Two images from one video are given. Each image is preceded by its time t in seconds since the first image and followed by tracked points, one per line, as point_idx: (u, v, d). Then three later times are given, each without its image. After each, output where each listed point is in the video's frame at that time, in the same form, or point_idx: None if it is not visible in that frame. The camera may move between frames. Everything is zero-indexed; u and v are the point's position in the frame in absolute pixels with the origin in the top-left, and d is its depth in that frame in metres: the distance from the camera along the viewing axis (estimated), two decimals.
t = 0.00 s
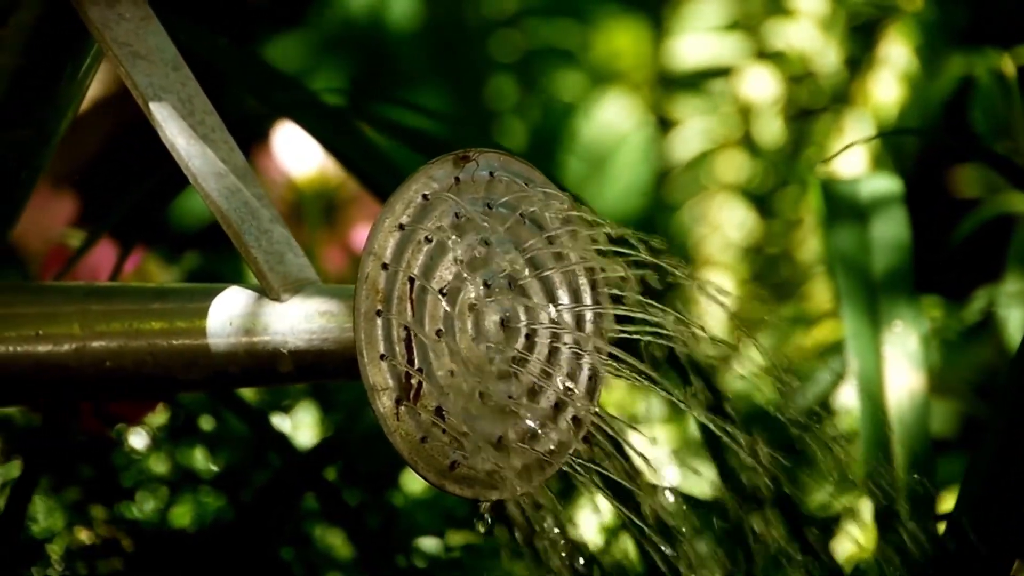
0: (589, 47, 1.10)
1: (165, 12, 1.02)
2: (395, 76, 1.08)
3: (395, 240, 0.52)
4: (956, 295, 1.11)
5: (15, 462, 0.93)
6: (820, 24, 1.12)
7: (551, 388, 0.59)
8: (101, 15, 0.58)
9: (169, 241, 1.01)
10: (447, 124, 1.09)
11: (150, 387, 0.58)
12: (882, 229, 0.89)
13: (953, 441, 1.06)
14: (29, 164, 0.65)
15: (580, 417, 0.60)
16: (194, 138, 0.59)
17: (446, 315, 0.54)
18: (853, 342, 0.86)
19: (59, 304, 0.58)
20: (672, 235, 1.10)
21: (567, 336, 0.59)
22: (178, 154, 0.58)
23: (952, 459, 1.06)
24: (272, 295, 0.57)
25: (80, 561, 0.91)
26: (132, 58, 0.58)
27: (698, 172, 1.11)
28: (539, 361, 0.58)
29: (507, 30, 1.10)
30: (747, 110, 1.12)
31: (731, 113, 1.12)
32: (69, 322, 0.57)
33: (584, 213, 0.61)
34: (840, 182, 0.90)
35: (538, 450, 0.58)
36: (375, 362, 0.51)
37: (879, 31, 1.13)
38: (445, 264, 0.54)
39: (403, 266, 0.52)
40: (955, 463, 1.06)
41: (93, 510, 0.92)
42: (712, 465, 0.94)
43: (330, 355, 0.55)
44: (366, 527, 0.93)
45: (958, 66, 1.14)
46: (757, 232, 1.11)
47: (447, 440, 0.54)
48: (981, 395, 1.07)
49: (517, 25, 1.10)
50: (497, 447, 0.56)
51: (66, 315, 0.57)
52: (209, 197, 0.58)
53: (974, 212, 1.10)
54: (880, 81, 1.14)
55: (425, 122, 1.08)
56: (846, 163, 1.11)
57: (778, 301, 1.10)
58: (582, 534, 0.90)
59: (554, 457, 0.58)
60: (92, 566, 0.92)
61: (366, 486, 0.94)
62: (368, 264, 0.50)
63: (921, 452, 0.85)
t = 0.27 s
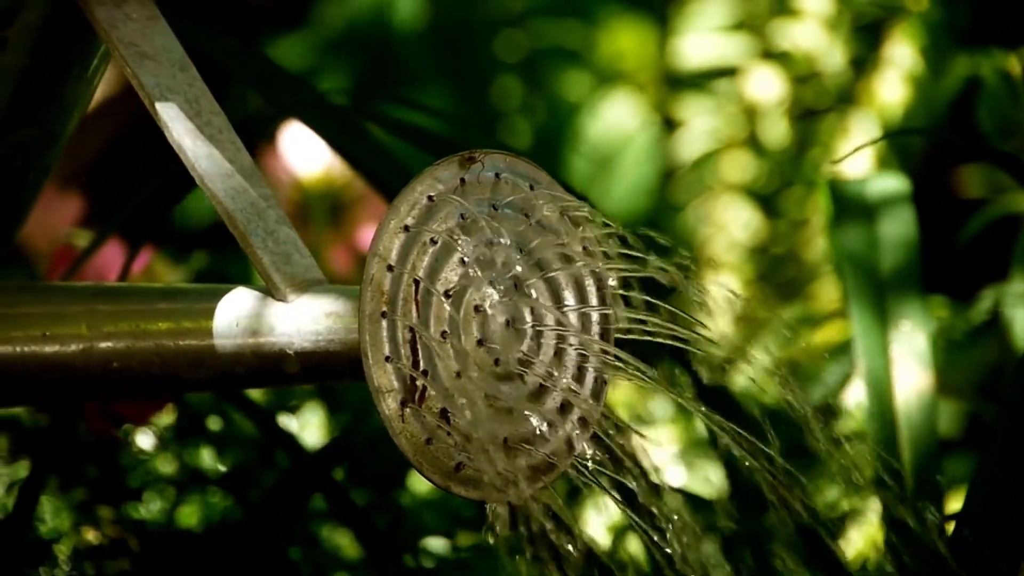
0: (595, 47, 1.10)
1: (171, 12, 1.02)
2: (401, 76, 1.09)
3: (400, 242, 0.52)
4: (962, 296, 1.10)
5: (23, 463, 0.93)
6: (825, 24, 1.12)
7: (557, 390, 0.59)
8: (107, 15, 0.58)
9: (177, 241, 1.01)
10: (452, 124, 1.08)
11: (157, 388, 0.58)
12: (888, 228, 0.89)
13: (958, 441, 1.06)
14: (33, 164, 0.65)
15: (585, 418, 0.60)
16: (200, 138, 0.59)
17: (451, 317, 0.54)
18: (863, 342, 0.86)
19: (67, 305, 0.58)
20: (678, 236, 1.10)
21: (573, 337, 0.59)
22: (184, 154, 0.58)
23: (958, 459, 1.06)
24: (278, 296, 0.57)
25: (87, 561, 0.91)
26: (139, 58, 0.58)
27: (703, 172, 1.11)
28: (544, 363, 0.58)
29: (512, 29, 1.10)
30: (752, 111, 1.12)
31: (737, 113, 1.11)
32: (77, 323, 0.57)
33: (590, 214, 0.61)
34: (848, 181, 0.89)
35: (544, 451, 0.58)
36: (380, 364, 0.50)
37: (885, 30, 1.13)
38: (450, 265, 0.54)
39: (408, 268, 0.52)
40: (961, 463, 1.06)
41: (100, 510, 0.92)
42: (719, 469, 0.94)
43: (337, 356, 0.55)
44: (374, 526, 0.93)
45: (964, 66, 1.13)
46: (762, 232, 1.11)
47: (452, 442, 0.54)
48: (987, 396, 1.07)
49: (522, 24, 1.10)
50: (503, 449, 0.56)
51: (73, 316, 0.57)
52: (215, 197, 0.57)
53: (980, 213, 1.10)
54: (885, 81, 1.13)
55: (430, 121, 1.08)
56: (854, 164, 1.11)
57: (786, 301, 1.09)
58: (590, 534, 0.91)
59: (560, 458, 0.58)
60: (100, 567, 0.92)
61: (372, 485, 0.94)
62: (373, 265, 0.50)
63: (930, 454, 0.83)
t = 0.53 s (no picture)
0: (602, 47, 1.11)
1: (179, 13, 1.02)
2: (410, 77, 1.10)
3: (407, 240, 0.52)
4: (973, 295, 1.10)
5: (32, 463, 0.93)
6: (832, 25, 1.12)
7: (564, 388, 0.59)
8: (115, 14, 0.58)
9: (187, 242, 1.01)
10: (458, 123, 1.08)
11: (165, 386, 0.58)
12: (896, 226, 0.89)
13: (963, 440, 1.06)
14: (42, 165, 0.65)
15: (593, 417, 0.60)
16: (208, 137, 0.59)
17: (458, 315, 0.54)
18: (873, 341, 0.85)
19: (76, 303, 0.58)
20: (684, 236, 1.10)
21: (581, 334, 0.59)
22: (192, 153, 0.59)
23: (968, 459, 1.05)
24: (285, 293, 0.57)
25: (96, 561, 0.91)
26: (147, 57, 0.59)
27: (709, 172, 1.11)
28: (552, 361, 0.58)
29: (518, 29, 1.11)
30: (759, 112, 1.12)
31: (743, 113, 1.11)
32: (86, 322, 0.57)
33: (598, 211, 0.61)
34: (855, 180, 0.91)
35: (552, 449, 0.58)
36: (387, 361, 0.51)
37: (893, 30, 1.13)
38: (457, 263, 0.54)
39: (415, 265, 0.52)
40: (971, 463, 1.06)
41: (108, 511, 0.92)
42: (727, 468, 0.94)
43: (344, 354, 0.54)
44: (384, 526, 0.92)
45: (971, 66, 1.13)
46: (768, 233, 1.10)
47: (460, 440, 0.53)
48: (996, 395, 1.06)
49: (529, 24, 1.11)
50: (512, 447, 0.56)
51: (82, 314, 0.58)
52: (223, 196, 0.58)
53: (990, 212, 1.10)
54: (891, 82, 1.13)
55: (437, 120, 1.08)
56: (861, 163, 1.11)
57: (793, 299, 1.09)
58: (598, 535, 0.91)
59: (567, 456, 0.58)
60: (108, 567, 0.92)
61: (382, 484, 0.94)
62: (379, 264, 0.51)
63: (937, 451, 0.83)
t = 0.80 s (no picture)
0: (608, 47, 1.11)
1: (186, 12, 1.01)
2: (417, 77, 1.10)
3: (420, 235, 0.52)
4: (981, 295, 1.10)
5: (40, 463, 0.91)
6: (838, 25, 1.12)
7: (577, 382, 0.58)
8: (124, 10, 0.58)
9: (193, 242, 1.01)
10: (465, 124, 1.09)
11: (176, 383, 0.58)
12: (904, 224, 0.89)
13: (969, 440, 1.05)
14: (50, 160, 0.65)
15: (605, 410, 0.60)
16: (218, 134, 0.59)
17: (471, 309, 0.54)
18: (882, 338, 0.84)
19: (85, 301, 0.57)
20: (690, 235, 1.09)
21: (592, 329, 0.59)
22: (203, 150, 0.58)
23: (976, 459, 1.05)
24: (297, 289, 0.57)
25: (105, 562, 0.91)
26: (156, 54, 0.58)
27: (716, 172, 1.11)
28: (564, 355, 0.58)
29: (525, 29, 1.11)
30: (765, 111, 1.12)
31: (749, 113, 1.11)
32: (95, 318, 0.56)
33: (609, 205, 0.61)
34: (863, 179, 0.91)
35: (565, 443, 0.58)
36: (400, 356, 0.51)
37: (897, 31, 1.13)
38: (470, 258, 0.54)
39: (428, 260, 0.52)
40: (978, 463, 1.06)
41: (117, 511, 0.91)
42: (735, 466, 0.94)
43: (355, 347, 0.56)
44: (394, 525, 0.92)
45: (980, 66, 1.13)
46: (774, 233, 1.10)
47: (474, 435, 0.53)
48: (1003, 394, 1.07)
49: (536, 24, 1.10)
50: (525, 441, 0.56)
51: (92, 311, 0.57)
52: (233, 192, 0.58)
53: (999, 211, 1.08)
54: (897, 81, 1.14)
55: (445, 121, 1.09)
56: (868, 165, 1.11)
57: (800, 299, 1.09)
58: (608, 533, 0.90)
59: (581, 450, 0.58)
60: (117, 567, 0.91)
61: (392, 483, 0.94)
62: (393, 259, 0.50)
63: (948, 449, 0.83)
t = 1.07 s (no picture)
0: (611, 47, 1.11)
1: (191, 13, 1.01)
2: (421, 77, 1.10)
3: (426, 231, 0.52)
4: (986, 296, 1.09)
5: (46, 463, 0.91)
6: (842, 25, 1.13)
7: (584, 377, 0.58)
8: (129, 8, 0.58)
9: (199, 242, 1.01)
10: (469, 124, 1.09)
11: (182, 380, 0.58)
12: (910, 224, 0.88)
13: (974, 439, 1.05)
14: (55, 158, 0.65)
15: (614, 404, 0.59)
16: (224, 131, 0.59)
17: (477, 306, 0.54)
18: (887, 338, 0.85)
19: (92, 299, 0.58)
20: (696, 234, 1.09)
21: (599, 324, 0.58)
22: (209, 147, 0.58)
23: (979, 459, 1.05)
24: (304, 286, 0.56)
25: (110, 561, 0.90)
26: (161, 52, 0.58)
27: (719, 172, 1.11)
28: (571, 350, 0.58)
29: (527, 30, 1.12)
30: (769, 112, 1.11)
31: (753, 113, 1.11)
32: (103, 316, 0.57)
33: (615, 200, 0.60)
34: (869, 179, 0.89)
35: (572, 439, 0.57)
36: (407, 353, 0.51)
37: (901, 32, 1.13)
38: (476, 254, 0.54)
39: (434, 257, 0.52)
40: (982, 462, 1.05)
41: (123, 511, 0.91)
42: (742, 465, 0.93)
43: (362, 344, 0.54)
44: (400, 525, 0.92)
45: (985, 67, 1.12)
46: (778, 233, 1.10)
47: (481, 431, 0.53)
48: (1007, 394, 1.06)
49: (538, 25, 1.11)
50: (532, 437, 0.56)
51: (99, 309, 0.57)
52: (240, 189, 0.57)
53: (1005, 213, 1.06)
54: (902, 82, 1.14)
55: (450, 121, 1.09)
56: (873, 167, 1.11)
57: (805, 299, 1.09)
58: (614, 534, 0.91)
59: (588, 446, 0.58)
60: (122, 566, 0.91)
61: (397, 483, 0.94)
62: (399, 255, 0.51)
63: (956, 450, 0.82)
